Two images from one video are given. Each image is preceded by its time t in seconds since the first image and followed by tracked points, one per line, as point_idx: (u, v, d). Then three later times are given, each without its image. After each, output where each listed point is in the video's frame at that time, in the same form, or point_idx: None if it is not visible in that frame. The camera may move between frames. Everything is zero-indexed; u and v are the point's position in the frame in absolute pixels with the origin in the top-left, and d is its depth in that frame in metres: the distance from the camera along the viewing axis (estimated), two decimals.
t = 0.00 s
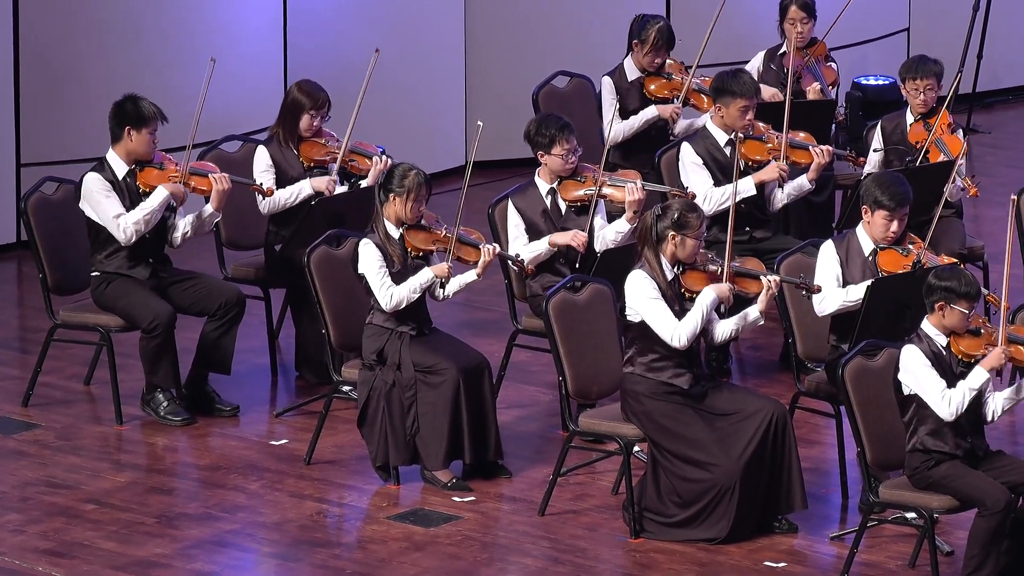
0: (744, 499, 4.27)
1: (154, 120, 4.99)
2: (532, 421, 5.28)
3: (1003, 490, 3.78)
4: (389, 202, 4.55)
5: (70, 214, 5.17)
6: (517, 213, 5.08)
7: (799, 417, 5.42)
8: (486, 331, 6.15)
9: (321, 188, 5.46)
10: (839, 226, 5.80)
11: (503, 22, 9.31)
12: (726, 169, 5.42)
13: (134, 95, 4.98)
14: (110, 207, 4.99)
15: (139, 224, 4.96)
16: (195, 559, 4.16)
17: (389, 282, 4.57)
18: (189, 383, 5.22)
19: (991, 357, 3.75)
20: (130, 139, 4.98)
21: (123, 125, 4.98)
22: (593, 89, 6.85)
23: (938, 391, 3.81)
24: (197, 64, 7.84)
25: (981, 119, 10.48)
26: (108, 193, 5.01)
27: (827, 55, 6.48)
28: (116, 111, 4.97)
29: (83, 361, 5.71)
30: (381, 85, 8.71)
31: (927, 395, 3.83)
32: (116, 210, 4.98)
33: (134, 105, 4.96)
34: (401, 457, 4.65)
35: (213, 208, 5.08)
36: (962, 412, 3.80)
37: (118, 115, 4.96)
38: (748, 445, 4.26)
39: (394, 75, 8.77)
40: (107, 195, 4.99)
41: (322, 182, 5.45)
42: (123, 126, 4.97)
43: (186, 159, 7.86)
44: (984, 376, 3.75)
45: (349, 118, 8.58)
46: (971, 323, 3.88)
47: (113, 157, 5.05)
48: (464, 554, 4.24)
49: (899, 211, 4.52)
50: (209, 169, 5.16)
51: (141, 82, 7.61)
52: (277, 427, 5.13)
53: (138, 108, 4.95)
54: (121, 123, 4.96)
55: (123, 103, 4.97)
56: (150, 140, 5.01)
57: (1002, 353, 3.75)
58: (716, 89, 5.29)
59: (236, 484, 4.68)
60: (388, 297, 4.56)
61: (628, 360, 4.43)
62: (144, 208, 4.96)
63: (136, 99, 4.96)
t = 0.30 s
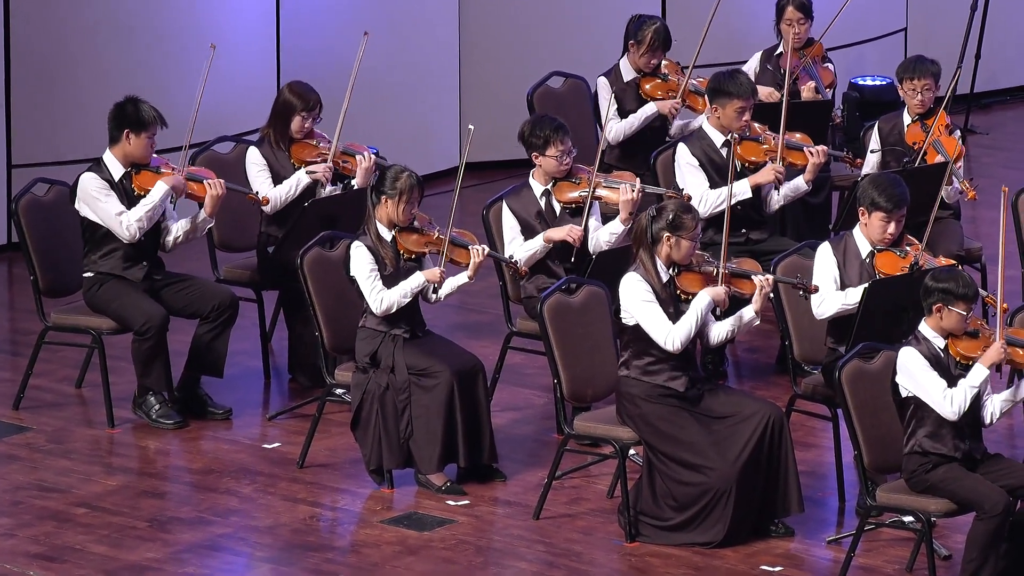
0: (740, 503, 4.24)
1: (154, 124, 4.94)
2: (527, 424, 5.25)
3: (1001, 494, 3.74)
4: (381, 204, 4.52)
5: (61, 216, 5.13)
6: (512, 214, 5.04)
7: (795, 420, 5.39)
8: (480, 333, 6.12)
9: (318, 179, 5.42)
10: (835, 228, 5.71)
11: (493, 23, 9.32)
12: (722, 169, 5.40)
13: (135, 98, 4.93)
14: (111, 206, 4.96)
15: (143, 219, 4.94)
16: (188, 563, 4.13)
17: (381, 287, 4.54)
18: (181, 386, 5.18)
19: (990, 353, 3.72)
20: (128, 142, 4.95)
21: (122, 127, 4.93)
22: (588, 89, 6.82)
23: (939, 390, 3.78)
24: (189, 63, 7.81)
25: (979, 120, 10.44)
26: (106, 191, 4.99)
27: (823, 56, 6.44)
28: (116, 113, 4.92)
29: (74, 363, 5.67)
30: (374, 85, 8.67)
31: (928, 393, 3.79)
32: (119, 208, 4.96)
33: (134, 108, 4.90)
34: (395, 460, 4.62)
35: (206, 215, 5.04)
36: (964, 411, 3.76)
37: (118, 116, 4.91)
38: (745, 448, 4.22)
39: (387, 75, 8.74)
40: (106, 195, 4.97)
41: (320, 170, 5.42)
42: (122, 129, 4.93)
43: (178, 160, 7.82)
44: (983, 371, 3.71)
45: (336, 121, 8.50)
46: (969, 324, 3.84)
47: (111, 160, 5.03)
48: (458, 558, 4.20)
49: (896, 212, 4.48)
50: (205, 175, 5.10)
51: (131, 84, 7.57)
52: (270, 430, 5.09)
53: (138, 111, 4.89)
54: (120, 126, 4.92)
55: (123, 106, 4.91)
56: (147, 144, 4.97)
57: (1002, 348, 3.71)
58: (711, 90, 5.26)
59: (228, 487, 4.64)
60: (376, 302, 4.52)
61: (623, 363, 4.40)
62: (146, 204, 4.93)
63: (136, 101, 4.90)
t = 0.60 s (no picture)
0: (731, 506, 4.20)
1: (141, 126, 4.91)
2: (517, 427, 5.22)
3: (995, 497, 3.71)
4: (370, 206, 4.49)
5: (49, 218, 5.11)
6: (501, 215, 5.02)
7: (788, 423, 5.36)
8: (470, 336, 6.09)
9: (301, 184, 5.43)
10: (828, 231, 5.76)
11: (478, 23, 9.25)
12: (714, 171, 5.38)
13: (123, 99, 4.90)
14: (93, 212, 4.94)
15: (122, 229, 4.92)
16: (176, 567, 4.10)
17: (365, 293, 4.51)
18: (169, 388, 5.16)
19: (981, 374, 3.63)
20: (114, 144, 4.91)
21: (108, 129, 4.90)
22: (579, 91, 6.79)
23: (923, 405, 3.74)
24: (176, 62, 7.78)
25: (973, 121, 10.42)
26: (91, 198, 4.96)
27: (815, 56, 6.42)
28: (102, 114, 4.89)
29: (61, 366, 5.64)
30: (364, 85, 8.64)
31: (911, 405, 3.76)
32: (99, 215, 4.94)
33: (121, 109, 4.87)
34: (384, 463, 4.59)
35: (194, 217, 4.99)
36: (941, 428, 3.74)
37: (104, 117, 4.89)
38: (736, 451, 4.19)
39: (377, 75, 8.71)
40: (90, 199, 4.95)
41: (304, 179, 5.41)
42: (108, 130, 4.90)
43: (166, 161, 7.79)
44: (972, 394, 3.64)
45: (324, 121, 8.47)
46: (962, 325, 3.81)
47: (97, 160, 4.99)
48: (448, 561, 4.17)
49: (887, 212, 4.47)
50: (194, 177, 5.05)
51: (117, 86, 7.54)
52: (259, 433, 5.06)
53: (125, 112, 4.86)
54: (106, 127, 4.89)
55: (109, 107, 4.89)
56: (134, 146, 4.93)
57: (993, 368, 3.61)
58: (703, 91, 5.23)
59: (217, 491, 4.61)
60: (356, 306, 4.49)
61: (614, 366, 4.37)
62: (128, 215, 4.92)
63: (122, 103, 4.88)
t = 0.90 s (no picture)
0: (725, 511, 4.16)
1: (122, 126, 4.89)
2: (509, 431, 5.19)
3: (991, 501, 3.68)
4: (361, 208, 4.46)
5: (36, 221, 5.08)
6: (493, 217, 4.99)
7: (781, 426, 5.33)
8: (462, 339, 6.06)
9: (285, 196, 5.35)
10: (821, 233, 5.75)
11: (478, 22, 9.27)
12: (707, 173, 5.35)
13: (103, 101, 4.88)
14: (66, 222, 4.90)
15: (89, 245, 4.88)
16: (165, 571, 4.06)
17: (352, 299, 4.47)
18: (158, 392, 5.12)
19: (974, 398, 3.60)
20: (96, 146, 4.88)
21: (89, 131, 4.87)
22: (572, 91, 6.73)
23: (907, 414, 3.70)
24: (167, 63, 7.74)
25: (968, 123, 10.40)
26: (67, 206, 4.91)
27: (809, 57, 6.39)
28: (83, 116, 4.87)
29: (50, 370, 5.61)
30: (356, 87, 8.61)
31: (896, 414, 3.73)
32: (70, 227, 4.90)
33: (101, 110, 4.85)
34: (375, 468, 4.55)
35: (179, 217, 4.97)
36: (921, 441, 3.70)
37: (85, 119, 4.86)
38: (730, 455, 4.15)
39: (368, 76, 8.68)
40: (66, 208, 4.90)
41: (287, 189, 5.34)
42: (90, 132, 4.87)
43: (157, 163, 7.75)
44: (959, 417, 3.63)
45: (314, 123, 8.43)
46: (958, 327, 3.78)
47: (79, 163, 4.94)
48: (439, 566, 4.14)
49: (878, 211, 4.43)
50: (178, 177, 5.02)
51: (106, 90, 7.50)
52: (249, 437, 5.03)
53: (105, 114, 4.84)
54: (87, 129, 4.86)
55: (90, 108, 4.87)
56: (116, 147, 4.91)
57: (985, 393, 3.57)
58: (698, 92, 5.21)
59: (206, 495, 4.58)
60: (341, 312, 4.46)
61: (607, 370, 4.34)
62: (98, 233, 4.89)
63: (103, 104, 4.86)
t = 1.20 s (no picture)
0: (722, 517, 4.12)
1: (106, 130, 4.86)
2: (505, 437, 5.16)
3: (989, 507, 3.64)
4: (355, 212, 4.43)
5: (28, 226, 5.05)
6: (488, 221, 4.97)
7: (778, 432, 5.30)
8: (457, 345, 6.03)
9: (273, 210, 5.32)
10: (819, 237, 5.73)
11: (467, 20, 9.22)
12: (703, 178, 5.32)
13: (87, 105, 4.85)
14: (42, 233, 4.86)
15: (60, 261, 4.86)
16: None
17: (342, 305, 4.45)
18: (151, 399, 5.09)
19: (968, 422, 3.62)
20: (81, 150, 4.86)
21: (74, 135, 4.85)
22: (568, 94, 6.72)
23: (896, 422, 3.69)
24: (160, 65, 7.72)
25: (966, 126, 10.37)
26: (46, 217, 4.87)
27: (805, 61, 6.36)
28: (67, 121, 4.83)
29: (43, 376, 5.58)
30: (350, 89, 8.58)
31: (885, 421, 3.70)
32: (46, 239, 4.86)
33: (85, 115, 4.82)
34: (369, 474, 4.53)
35: (168, 219, 4.95)
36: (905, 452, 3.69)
37: (69, 124, 4.83)
38: (726, 461, 4.11)
39: (363, 79, 8.65)
40: (44, 220, 4.86)
41: (275, 203, 5.30)
42: (74, 137, 4.84)
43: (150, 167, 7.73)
44: (949, 439, 3.64)
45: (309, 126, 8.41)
46: (956, 332, 3.75)
47: (66, 169, 4.91)
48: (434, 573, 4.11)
49: (874, 215, 4.39)
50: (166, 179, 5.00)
51: (99, 92, 7.47)
52: (242, 443, 5.00)
53: (89, 118, 4.81)
54: (72, 134, 4.83)
55: (74, 113, 4.83)
56: (102, 151, 4.88)
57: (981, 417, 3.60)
58: (694, 96, 5.16)
59: (200, 502, 4.55)
60: (329, 318, 4.44)
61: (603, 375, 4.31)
62: (71, 251, 4.87)
63: (87, 108, 4.82)
